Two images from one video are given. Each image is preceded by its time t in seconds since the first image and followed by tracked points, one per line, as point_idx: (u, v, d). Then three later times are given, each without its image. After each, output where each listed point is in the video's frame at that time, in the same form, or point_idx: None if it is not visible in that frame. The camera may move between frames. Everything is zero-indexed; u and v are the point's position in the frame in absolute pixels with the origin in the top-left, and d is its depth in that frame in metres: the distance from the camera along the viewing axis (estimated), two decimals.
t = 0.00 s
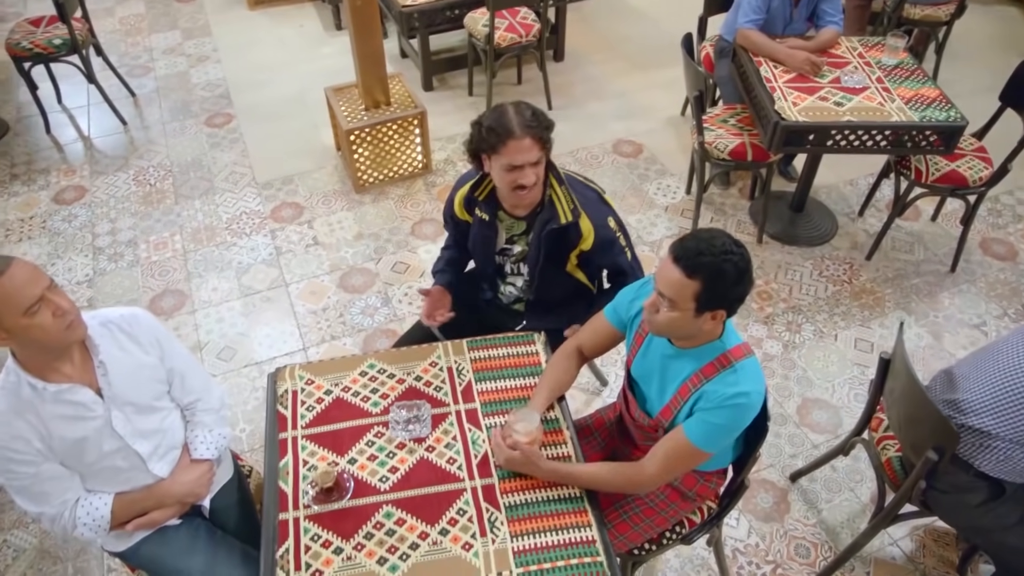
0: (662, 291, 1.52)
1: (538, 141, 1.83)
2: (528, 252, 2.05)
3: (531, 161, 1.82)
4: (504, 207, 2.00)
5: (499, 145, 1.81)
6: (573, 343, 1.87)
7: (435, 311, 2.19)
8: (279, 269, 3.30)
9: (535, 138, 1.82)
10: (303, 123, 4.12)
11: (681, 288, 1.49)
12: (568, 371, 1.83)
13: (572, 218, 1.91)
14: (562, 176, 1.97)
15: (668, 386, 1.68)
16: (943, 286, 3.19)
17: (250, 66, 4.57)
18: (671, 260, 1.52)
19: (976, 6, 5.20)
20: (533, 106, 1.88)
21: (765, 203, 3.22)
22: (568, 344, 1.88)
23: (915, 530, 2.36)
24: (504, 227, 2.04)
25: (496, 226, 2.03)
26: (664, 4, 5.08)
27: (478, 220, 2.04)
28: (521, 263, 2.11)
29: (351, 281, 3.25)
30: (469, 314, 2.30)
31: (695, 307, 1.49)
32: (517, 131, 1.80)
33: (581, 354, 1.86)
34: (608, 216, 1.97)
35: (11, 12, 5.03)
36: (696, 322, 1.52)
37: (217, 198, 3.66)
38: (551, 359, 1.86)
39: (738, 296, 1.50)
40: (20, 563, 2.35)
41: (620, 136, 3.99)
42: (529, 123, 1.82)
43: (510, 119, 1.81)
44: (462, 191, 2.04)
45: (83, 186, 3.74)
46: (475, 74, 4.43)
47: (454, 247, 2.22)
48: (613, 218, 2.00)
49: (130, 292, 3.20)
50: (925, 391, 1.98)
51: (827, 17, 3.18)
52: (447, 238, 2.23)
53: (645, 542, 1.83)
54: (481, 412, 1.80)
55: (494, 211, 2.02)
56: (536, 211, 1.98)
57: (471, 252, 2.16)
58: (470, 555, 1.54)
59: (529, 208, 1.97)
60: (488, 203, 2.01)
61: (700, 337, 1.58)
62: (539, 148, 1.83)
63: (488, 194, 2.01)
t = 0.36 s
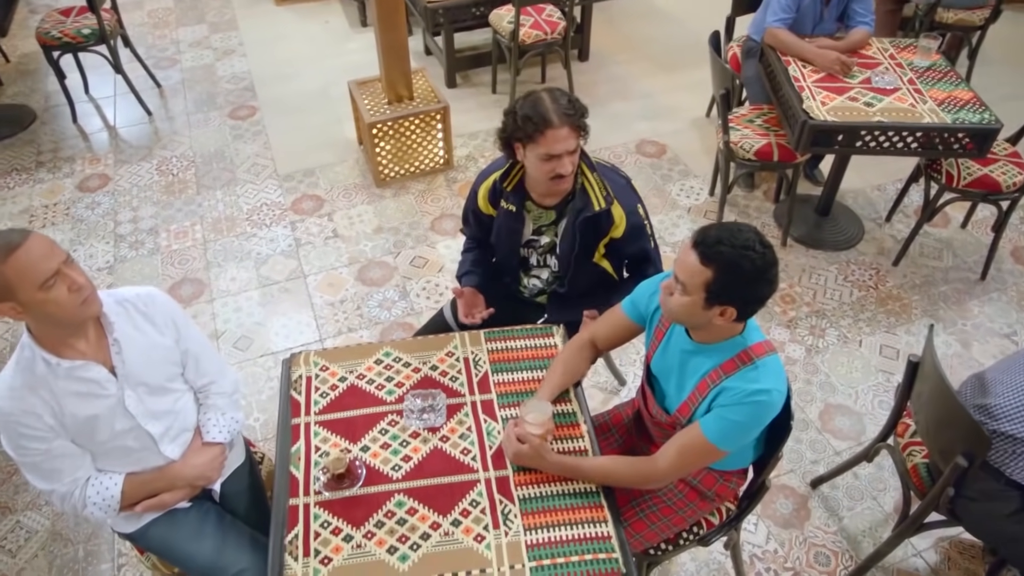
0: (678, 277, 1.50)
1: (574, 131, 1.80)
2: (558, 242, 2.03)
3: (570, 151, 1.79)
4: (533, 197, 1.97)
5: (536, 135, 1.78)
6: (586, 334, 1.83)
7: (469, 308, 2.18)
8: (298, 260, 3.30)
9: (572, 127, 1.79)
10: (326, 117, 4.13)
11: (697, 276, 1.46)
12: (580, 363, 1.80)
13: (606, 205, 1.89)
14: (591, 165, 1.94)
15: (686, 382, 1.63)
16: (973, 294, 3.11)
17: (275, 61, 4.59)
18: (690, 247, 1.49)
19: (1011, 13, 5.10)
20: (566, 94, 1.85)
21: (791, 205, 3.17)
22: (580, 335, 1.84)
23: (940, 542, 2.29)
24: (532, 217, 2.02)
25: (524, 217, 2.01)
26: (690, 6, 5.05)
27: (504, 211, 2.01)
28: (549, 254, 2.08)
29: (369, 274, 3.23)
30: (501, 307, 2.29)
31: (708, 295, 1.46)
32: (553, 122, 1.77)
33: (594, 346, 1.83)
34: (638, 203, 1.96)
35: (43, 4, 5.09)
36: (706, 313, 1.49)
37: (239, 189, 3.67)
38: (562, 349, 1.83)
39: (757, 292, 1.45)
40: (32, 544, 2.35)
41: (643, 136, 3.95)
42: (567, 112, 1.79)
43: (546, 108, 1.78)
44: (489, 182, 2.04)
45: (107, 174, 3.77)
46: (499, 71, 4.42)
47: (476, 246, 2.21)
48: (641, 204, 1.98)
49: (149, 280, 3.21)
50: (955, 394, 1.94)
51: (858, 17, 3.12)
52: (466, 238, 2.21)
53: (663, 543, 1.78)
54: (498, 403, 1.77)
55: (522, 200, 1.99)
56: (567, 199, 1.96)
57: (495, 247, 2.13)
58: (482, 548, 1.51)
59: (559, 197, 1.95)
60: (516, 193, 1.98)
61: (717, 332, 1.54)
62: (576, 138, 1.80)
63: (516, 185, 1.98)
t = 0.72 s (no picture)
0: (694, 270, 1.47)
1: (559, 133, 1.74)
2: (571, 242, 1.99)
3: (544, 146, 1.77)
4: (549, 190, 1.94)
5: (529, 117, 1.80)
6: (604, 333, 1.80)
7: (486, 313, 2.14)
8: (313, 259, 3.29)
9: (559, 128, 1.74)
10: (345, 119, 4.14)
11: (712, 269, 1.43)
12: (597, 362, 1.77)
13: (620, 208, 1.85)
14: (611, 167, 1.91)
15: (703, 380, 1.60)
16: (998, 306, 3.04)
17: (295, 63, 4.61)
18: (706, 241, 1.46)
19: None
20: (591, 93, 1.80)
21: (812, 213, 3.12)
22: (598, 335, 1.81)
23: (963, 558, 2.22)
24: (547, 212, 1.98)
25: (539, 212, 1.98)
26: (711, 15, 5.03)
27: (520, 204, 2.00)
28: (562, 254, 2.05)
29: (384, 274, 3.22)
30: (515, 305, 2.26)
31: (721, 290, 1.43)
32: (546, 112, 1.75)
33: (612, 346, 1.79)
34: (657, 208, 1.92)
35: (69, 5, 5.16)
36: (723, 309, 1.46)
37: (256, 188, 3.68)
38: (579, 349, 1.80)
39: (774, 290, 1.41)
40: (39, 536, 2.34)
41: (662, 143, 3.92)
42: (560, 111, 1.75)
43: (553, 93, 1.78)
44: (508, 173, 2.02)
45: (126, 171, 3.79)
46: (518, 76, 4.41)
47: (493, 244, 2.18)
48: (661, 210, 1.94)
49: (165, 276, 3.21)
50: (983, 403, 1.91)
51: (883, 23, 3.08)
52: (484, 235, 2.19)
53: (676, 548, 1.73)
54: (509, 401, 1.74)
55: (538, 195, 1.96)
56: (582, 199, 1.92)
57: (511, 241, 2.12)
58: (492, 545, 1.47)
59: (573, 192, 1.91)
60: (533, 186, 1.95)
61: (734, 328, 1.50)
62: (559, 140, 1.75)
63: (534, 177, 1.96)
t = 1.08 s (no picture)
0: (712, 264, 1.43)
1: (572, 117, 1.73)
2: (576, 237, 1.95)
3: (555, 129, 1.74)
4: (558, 181, 1.92)
5: (545, 100, 1.79)
6: (620, 328, 1.77)
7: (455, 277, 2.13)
8: (327, 256, 3.28)
9: (573, 112, 1.72)
10: (362, 119, 4.14)
11: (732, 262, 1.40)
12: (612, 357, 1.73)
13: (621, 208, 1.81)
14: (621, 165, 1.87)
15: (719, 375, 1.56)
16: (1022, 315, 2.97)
17: (315, 64, 4.63)
18: (724, 233, 1.43)
19: None
20: (609, 85, 1.79)
21: (832, 218, 3.08)
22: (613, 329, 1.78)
23: (986, 570, 2.16)
24: (554, 204, 1.96)
25: (547, 203, 1.96)
26: (731, 22, 5.01)
27: (531, 192, 1.98)
28: (568, 248, 2.00)
29: (398, 272, 3.20)
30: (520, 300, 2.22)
31: (741, 282, 1.40)
32: (561, 95, 1.74)
33: (627, 341, 1.76)
34: (663, 211, 1.86)
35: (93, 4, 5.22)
36: (742, 302, 1.42)
37: (272, 185, 3.69)
38: (594, 344, 1.77)
39: (795, 280, 1.37)
40: (47, 525, 2.33)
41: (680, 147, 3.89)
42: (576, 95, 1.74)
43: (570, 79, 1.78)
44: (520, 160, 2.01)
45: (144, 167, 3.81)
46: (537, 79, 4.40)
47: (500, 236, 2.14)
48: (669, 213, 1.88)
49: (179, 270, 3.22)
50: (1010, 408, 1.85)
51: (907, 27, 3.04)
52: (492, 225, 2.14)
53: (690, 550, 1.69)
54: (522, 395, 1.71)
55: (547, 185, 1.94)
56: (587, 194, 1.89)
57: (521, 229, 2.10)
58: (502, 540, 1.44)
59: (580, 186, 1.89)
60: (543, 174, 1.94)
61: (754, 321, 1.47)
62: (571, 124, 1.73)
63: (544, 166, 1.94)
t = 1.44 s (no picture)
0: (729, 260, 1.40)
1: (586, 103, 1.72)
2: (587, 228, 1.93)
3: (568, 115, 1.74)
4: (569, 171, 1.91)
5: (559, 87, 1.78)
6: (637, 320, 1.74)
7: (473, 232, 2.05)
8: (342, 252, 3.27)
9: (587, 97, 1.72)
10: (380, 117, 4.14)
11: (752, 256, 1.37)
12: (628, 349, 1.70)
13: (633, 198, 1.78)
14: (634, 155, 1.84)
15: (738, 368, 1.53)
16: None
17: (334, 63, 4.65)
18: (737, 228, 1.40)
19: None
20: (624, 72, 1.78)
21: (853, 221, 3.03)
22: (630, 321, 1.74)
23: None
24: (566, 194, 1.94)
25: (559, 193, 1.94)
26: (751, 26, 4.98)
27: (543, 182, 1.97)
28: (579, 241, 1.98)
29: (412, 268, 3.18)
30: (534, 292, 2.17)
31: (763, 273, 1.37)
32: (575, 81, 1.74)
33: (644, 335, 1.73)
34: (677, 203, 1.83)
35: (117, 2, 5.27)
36: (764, 293, 1.39)
37: (289, 181, 3.69)
38: (610, 336, 1.73)
39: (816, 261, 1.36)
40: (55, 511, 2.32)
41: (698, 149, 3.86)
42: (590, 80, 1.73)
43: (585, 65, 1.78)
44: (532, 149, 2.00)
45: (162, 161, 3.83)
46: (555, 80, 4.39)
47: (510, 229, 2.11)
48: (683, 204, 1.85)
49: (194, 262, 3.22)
50: None
51: (932, 28, 3.00)
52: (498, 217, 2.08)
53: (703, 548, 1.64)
54: (535, 386, 1.68)
55: (559, 175, 1.93)
56: (599, 184, 1.87)
57: (534, 219, 2.07)
58: (512, 530, 1.41)
59: (592, 177, 1.87)
60: (556, 164, 1.93)
61: (774, 312, 1.43)
62: (585, 110, 1.72)
63: (557, 156, 1.93)
